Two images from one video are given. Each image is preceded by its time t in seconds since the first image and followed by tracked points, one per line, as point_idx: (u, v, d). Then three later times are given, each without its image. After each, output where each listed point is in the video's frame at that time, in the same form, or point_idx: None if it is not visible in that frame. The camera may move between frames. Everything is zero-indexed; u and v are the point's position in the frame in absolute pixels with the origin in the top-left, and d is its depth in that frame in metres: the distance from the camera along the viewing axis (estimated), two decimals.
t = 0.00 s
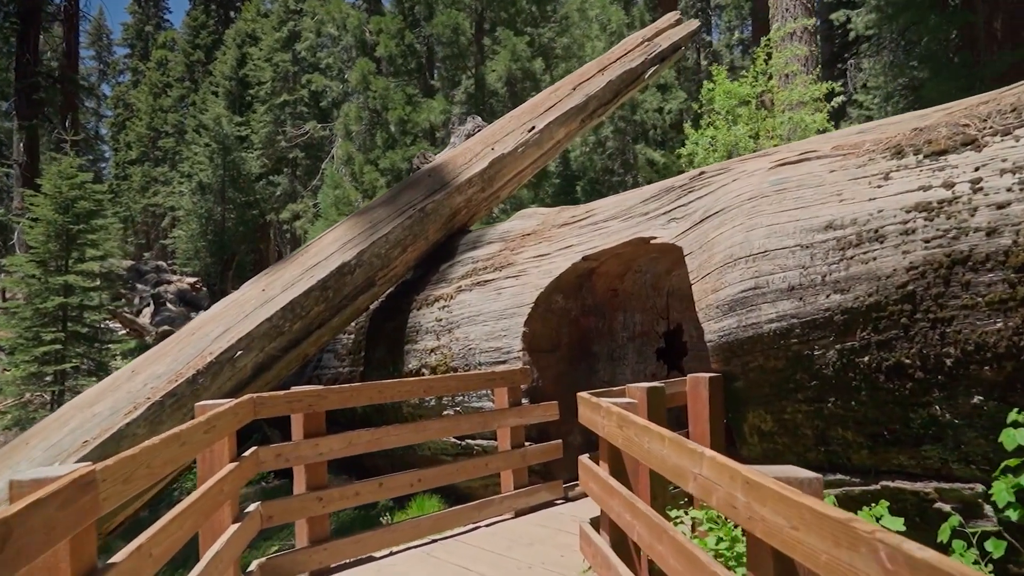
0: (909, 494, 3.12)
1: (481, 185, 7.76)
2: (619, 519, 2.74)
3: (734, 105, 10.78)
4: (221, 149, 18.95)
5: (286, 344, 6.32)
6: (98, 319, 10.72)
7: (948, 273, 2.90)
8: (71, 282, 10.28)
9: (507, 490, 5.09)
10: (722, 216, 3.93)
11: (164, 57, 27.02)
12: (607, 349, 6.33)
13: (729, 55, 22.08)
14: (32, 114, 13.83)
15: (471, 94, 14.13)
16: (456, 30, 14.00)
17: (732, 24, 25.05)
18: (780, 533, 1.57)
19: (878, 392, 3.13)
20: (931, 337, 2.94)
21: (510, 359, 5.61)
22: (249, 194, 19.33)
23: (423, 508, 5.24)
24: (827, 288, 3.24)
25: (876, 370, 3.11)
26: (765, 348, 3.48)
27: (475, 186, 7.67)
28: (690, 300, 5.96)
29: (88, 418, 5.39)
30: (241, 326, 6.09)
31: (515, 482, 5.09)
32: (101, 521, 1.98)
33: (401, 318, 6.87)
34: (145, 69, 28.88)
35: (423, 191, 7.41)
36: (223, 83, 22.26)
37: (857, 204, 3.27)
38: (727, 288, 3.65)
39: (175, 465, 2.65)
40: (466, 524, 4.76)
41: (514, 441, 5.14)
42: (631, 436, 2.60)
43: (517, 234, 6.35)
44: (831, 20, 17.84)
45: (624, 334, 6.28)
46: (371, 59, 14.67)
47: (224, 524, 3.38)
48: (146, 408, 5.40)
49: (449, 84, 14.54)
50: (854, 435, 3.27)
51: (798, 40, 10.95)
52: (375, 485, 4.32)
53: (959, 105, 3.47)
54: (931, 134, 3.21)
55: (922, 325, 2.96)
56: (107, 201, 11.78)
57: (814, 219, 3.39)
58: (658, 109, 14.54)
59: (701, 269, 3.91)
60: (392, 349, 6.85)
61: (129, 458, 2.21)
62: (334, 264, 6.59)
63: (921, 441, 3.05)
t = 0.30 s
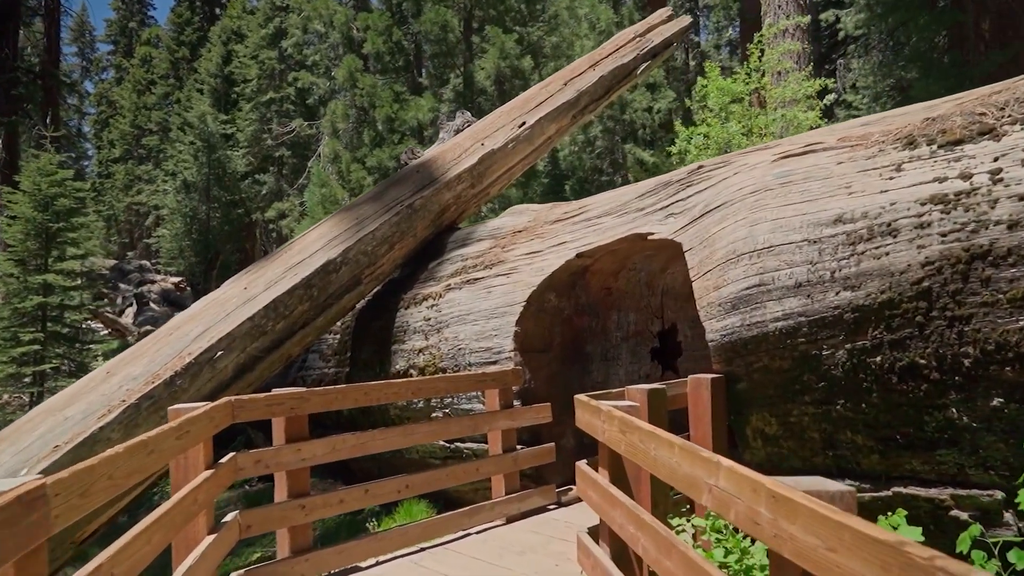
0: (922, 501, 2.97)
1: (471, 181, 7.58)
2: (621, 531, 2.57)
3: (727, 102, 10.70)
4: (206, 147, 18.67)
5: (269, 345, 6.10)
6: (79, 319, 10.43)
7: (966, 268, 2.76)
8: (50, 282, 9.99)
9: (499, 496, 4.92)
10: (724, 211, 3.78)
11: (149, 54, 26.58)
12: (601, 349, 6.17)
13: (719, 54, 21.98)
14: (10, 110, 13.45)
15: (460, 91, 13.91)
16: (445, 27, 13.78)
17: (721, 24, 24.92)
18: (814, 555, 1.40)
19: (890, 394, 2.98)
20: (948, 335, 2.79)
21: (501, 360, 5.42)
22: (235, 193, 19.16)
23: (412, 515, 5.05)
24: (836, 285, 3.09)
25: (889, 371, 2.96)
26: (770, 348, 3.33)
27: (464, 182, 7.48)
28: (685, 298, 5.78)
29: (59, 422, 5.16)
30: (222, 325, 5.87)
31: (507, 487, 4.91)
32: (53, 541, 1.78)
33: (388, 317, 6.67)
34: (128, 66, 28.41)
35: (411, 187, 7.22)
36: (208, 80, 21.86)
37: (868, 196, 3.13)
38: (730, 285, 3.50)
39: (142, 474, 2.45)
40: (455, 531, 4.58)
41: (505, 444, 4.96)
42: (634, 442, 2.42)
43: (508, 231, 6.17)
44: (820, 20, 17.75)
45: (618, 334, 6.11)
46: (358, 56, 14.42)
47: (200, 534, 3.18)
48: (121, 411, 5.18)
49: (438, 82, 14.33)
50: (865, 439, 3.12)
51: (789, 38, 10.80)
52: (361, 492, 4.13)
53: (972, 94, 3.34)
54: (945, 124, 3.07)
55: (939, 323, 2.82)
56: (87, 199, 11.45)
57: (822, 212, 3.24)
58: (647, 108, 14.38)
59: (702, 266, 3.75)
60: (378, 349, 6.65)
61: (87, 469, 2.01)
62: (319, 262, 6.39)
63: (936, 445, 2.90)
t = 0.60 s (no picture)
0: (935, 507, 2.83)
1: (461, 177, 7.41)
2: (623, 541, 2.41)
3: (720, 100, 10.66)
4: (192, 145, 18.23)
5: (253, 344, 5.92)
6: (61, 320, 10.15)
7: (984, 262, 2.63)
8: (31, 282, 9.70)
9: (490, 500, 4.76)
10: (725, 205, 3.64)
11: (134, 51, 26.10)
12: (595, 348, 6.04)
13: (711, 55, 21.86)
14: None
15: (449, 90, 13.73)
16: (434, 26, 13.59)
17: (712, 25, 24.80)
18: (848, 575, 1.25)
19: (902, 395, 2.85)
20: (964, 333, 2.66)
21: (493, 360, 5.25)
22: (221, 191, 18.74)
23: (400, 521, 4.89)
24: (845, 281, 2.96)
25: (901, 371, 2.83)
26: (775, 347, 3.19)
27: (454, 178, 7.31)
28: (681, 296, 5.64)
29: (32, 424, 4.95)
30: (204, 324, 5.68)
31: (499, 491, 4.76)
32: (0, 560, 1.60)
33: (376, 316, 6.50)
34: (113, 63, 27.97)
35: (400, 183, 7.05)
36: (194, 78, 21.48)
37: (878, 188, 3.00)
38: (733, 281, 3.36)
39: (108, 483, 2.27)
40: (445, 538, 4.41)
41: (497, 447, 4.81)
42: (638, 447, 2.26)
43: (499, 227, 6.02)
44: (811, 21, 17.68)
45: (613, 333, 5.98)
46: (346, 53, 14.20)
47: (175, 544, 2.97)
48: (97, 414, 4.98)
49: (427, 80, 14.14)
50: (874, 442, 2.99)
51: (783, 36, 10.80)
52: (348, 497, 3.96)
53: (984, 83, 3.22)
54: (958, 113, 2.95)
55: (954, 321, 2.69)
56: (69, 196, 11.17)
57: (829, 206, 3.11)
58: (638, 108, 14.25)
59: (703, 262, 3.61)
60: (366, 348, 6.48)
61: (44, 479, 1.83)
62: (305, 259, 6.20)
63: (950, 448, 2.77)
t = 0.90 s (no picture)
0: (949, 514, 2.71)
1: (451, 174, 7.25)
2: (626, 553, 2.26)
3: (713, 99, 10.58)
4: (177, 143, 17.38)
5: (236, 344, 5.74)
6: (42, 320, 9.88)
7: (1002, 258, 2.51)
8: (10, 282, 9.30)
9: (480, 506, 4.61)
10: (726, 199, 3.51)
11: (118, 48, 25.40)
12: (589, 349, 5.91)
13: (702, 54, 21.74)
14: None
15: (438, 88, 13.53)
16: (423, 23, 13.37)
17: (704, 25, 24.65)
18: None
19: (914, 397, 2.72)
20: (982, 332, 2.54)
21: (484, 360, 5.09)
22: (207, 190, 17.87)
23: (388, 528, 4.71)
24: (855, 278, 2.83)
25: (914, 372, 2.70)
26: (781, 347, 3.06)
27: (444, 174, 7.15)
28: (675, 295, 5.61)
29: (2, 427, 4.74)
30: (184, 323, 5.49)
31: (490, 496, 4.61)
32: None
33: (363, 315, 6.32)
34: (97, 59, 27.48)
35: (388, 179, 6.88)
36: (179, 75, 20.87)
37: (888, 181, 2.87)
38: (735, 279, 3.23)
39: (70, 492, 2.10)
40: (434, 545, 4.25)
41: (488, 450, 4.67)
42: (642, 453, 2.11)
43: (489, 224, 5.86)
44: (801, 22, 17.61)
45: (607, 333, 5.86)
46: (334, 51, 13.95)
47: (148, 556, 2.79)
48: (71, 416, 4.78)
49: (416, 78, 13.94)
50: (883, 446, 2.86)
51: (775, 34, 10.73)
52: (333, 503, 3.80)
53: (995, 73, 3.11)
54: (972, 103, 2.83)
55: (971, 319, 2.57)
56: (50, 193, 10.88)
57: (837, 199, 2.98)
58: (627, 108, 14.11)
59: (703, 258, 3.48)
60: (352, 349, 6.30)
61: None
62: (290, 256, 6.02)
63: (965, 453, 2.64)
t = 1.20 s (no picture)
0: (968, 523, 2.55)
1: (439, 169, 7.06)
2: (632, 572, 2.08)
3: (705, 96, 10.48)
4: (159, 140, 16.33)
5: (214, 344, 5.51)
6: (19, 320, 9.56)
7: None
8: None
9: (470, 513, 4.44)
10: (729, 192, 3.36)
11: (97, 44, 23.93)
12: (581, 349, 5.62)
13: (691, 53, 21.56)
14: None
15: (425, 85, 13.25)
16: (409, 19, 13.06)
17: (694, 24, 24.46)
18: None
19: (932, 401, 2.58)
20: (1005, 331, 2.40)
21: (473, 361, 4.90)
22: (189, 188, 16.99)
23: (374, 536, 4.51)
24: (868, 274, 2.68)
25: (933, 374, 2.55)
26: (789, 348, 2.91)
27: (431, 169, 6.96)
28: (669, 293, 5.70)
29: None
30: (160, 323, 5.27)
31: (480, 502, 4.44)
32: None
33: (348, 314, 6.11)
34: (76, 54, 26.81)
35: (373, 174, 6.68)
36: (161, 71, 19.73)
37: (903, 172, 2.72)
38: (740, 276, 3.07)
39: (21, 508, 1.90)
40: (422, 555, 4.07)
41: (478, 454, 4.49)
42: (651, 463, 1.94)
43: (478, 221, 5.68)
44: (790, 22, 17.49)
45: (600, 333, 5.69)
46: (318, 47, 13.64)
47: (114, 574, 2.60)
48: (38, 421, 4.55)
49: (403, 75, 13.65)
50: (898, 451, 2.71)
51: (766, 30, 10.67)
52: (315, 512, 3.61)
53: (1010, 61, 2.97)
54: (990, 91, 2.69)
55: (994, 318, 2.43)
56: (25, 190, 10.53)
57: (848, 192, 2.83)
58: (615, 108, 13.93)
59: (705, 254, 3.32)
60: (336, 349, 6.09)
61: None
62: (271, 253, 5.81)
63: (986, 459, 2.50)
